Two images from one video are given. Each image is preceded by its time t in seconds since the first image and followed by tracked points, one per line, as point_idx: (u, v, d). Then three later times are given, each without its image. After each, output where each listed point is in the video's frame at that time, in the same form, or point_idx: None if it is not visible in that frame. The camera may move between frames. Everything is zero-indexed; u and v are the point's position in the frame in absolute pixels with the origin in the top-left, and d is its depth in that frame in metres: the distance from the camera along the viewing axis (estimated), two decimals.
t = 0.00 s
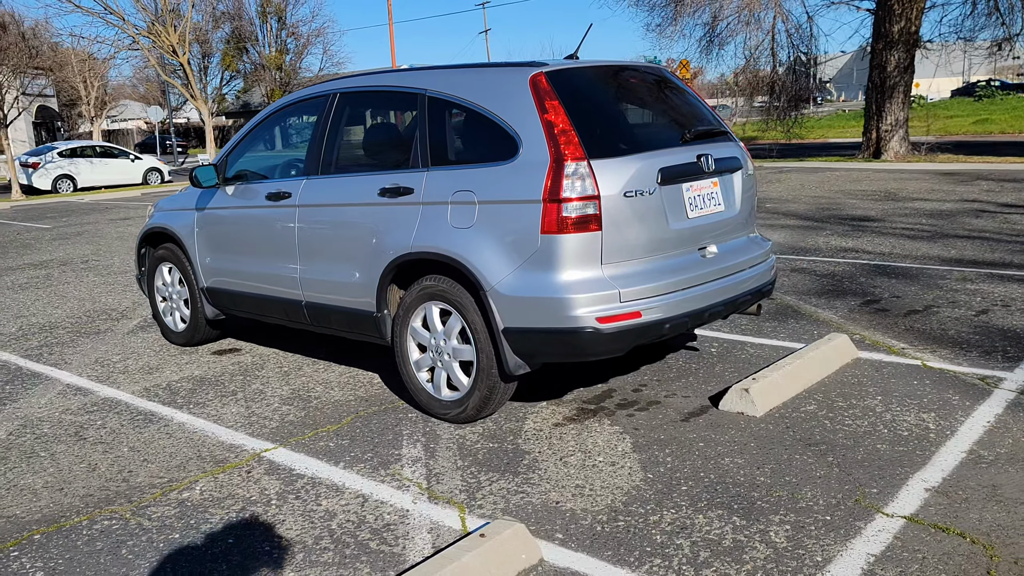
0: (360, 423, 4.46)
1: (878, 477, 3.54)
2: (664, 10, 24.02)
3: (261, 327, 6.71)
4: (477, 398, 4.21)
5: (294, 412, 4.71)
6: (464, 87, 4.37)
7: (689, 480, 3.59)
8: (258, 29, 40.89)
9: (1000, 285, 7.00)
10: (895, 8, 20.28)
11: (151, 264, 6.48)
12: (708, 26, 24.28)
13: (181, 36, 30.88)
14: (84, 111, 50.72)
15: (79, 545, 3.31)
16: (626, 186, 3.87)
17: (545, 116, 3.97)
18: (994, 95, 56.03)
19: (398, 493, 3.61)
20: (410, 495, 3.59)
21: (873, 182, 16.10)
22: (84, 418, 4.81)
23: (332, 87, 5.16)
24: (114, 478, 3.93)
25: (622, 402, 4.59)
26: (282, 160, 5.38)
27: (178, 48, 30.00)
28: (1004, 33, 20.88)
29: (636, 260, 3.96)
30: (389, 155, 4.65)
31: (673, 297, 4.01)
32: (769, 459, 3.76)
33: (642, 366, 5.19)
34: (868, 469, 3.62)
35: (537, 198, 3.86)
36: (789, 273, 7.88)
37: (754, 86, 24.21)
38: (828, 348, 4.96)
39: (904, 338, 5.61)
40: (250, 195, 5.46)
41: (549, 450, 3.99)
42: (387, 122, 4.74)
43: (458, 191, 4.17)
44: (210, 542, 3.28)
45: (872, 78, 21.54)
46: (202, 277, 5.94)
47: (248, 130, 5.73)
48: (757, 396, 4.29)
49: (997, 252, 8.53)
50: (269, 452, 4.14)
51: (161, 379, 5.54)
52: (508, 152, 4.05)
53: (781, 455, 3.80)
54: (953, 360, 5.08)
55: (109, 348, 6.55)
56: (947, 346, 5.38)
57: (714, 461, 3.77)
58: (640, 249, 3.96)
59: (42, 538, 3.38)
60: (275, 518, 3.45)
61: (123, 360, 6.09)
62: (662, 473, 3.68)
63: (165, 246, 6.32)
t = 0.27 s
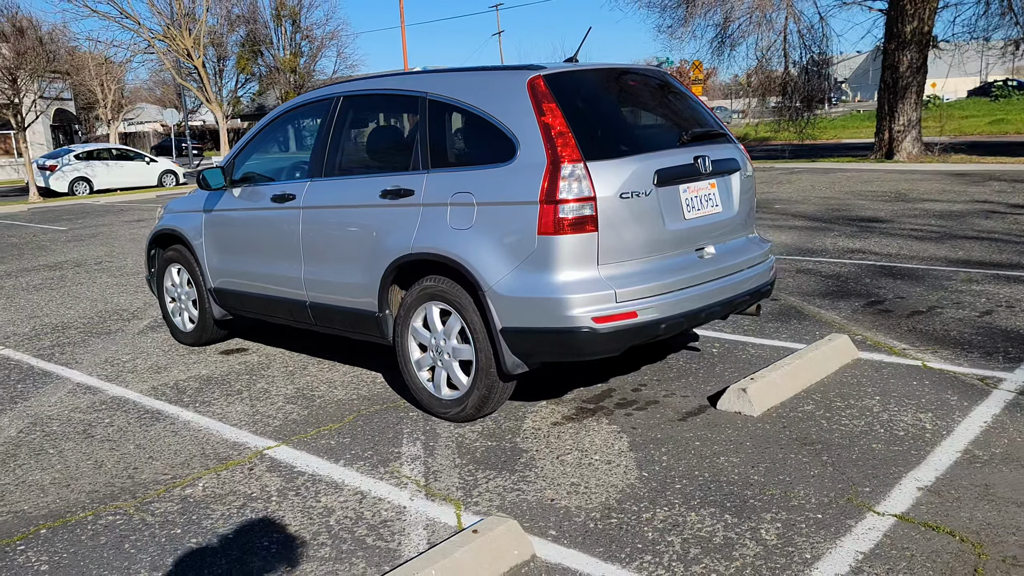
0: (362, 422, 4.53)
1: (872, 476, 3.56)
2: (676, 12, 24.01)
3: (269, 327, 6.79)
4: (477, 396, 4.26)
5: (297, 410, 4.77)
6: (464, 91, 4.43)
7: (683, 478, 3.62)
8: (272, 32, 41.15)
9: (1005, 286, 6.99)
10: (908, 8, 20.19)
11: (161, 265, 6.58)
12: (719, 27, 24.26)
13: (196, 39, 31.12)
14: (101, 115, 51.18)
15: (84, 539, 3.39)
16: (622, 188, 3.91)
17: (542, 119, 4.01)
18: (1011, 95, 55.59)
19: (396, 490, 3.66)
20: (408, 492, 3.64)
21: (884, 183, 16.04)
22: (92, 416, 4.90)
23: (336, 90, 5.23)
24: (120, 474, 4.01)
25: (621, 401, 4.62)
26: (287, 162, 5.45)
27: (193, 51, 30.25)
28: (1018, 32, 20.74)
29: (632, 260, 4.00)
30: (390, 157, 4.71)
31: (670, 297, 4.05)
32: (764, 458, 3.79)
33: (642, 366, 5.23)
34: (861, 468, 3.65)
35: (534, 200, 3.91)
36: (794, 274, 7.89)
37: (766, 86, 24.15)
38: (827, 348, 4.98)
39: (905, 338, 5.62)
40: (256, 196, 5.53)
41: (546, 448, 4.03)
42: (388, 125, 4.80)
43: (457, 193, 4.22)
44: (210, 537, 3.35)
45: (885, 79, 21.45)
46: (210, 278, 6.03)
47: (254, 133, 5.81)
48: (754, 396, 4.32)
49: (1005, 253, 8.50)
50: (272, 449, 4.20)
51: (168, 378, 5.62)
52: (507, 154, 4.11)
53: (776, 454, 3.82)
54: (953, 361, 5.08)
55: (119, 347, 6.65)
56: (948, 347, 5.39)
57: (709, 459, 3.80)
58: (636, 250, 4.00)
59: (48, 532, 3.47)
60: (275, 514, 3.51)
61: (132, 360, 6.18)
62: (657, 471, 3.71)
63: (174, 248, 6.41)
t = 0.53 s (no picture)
0: (377, 417, 4.64)
1: (874, 479, 3.59)
2: (707, 13, 23.90)
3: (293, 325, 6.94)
4: (488, 394, 4.35)
5: (315, 405, 4.90)
6: (479, 95, 4.52)
7: (687, 477, 3.68)
8: (306, 33, 41.62)
9: None
10: (943, 9, 19.91)
11: (189, 262, 6.76)
12: (751, 29, 24.11)
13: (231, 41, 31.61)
14: (139, 114, 52.14)
15: (106, 524, 3.54)
16: (631, 191, 3.98)
17: (554, 123, 4.10)
18: None
19: (405, 484, 3.77)
20: (416, 485, 3.74)
21: (916, 187, 15.87)
22: (119, 407, 5.07)
23: (357, 94, 5.36)
24: (143, 463, 4.16)
25: (631, 401, 4.69)
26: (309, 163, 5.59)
27: (228, 52, 30.74)
28: None
29: (641, 262, 4.06)
30: (408, 159, 4.82)
31: (678, 299, 4.11)
32: (768, 459, 3.83)
33: (655, 367, 5.28)
34: (865, 471, 3.67)
35: (544, 202, 3.99)
36: (815, 278, 7.88)
37: (798, 89, 23.95)
38: (839, 351, 5.00)
39: (921, 343, 5.61)
40: (279, 196, 5.68)
41: (554, 446, 4.11)
42: (406, 128, 4.91)
43: (471, 195, 4.32)
44: (225, 524, 3.47)
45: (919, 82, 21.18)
46: (235, 276, 6.19)
47: (279, 134, 5.96)
48: (762, 398, 4.36)
49: None
50: (288, 442, 4.33)
51: (193, 372, 5.79)
52: (519, 157, 4.20)
53: (781, 456, 3.86)
54: (968, 366, 5.07)
55: (148, 342, 6.84)
56: (964, 352, 5.37)
57: (713, 459, 3.85)
58: (644, 252, 4.06)
59: (72, 516, 3.62)
60: (288, 504, 3.63)
61: (160, 354, 6.37)
62: (661, 470, 3.77)
63: (201, 246, 6.59)
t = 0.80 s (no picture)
0: (397, 413, 4.75)
1: (885, 487, 3.60)
2: (745, 17, 23.75)
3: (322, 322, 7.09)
4: (505, 394, 4.44)
5: (338, 400, 5.03)
6: (503, 100, 4.61)
7: (697, 480, 3.73)
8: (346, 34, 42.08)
9: None
10: (987, 15, 19.56)
11: (223, 258, 6.94)
12: (790, 34, 23.90)
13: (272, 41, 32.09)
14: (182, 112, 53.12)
15: (134, 508, 3.68)
16: (648, 197, 4.04)
17: (574, 129, 4.17)
18: None
19: (421, 478, 3.86)
20: (432, 480, 3.84)
21: (954, 196, 15.63)
22: (152, 397, 5.24)
23: (386, 97, 5.47)
24: (171, 452, 4.31)
25: (648, 405, 4.74)
26: (338, 164, 5.72)
27: (269, 52, 31.22)
28: None
29: (658, 267, 4.11)
30: (433, 162, 4.92)
31: (694, 304, 4.15)
32: (780, 465, 3.86)
33: (674, 371, 5.32)
34: (876, 479, 3.69)
35: (563, 207, 4.06)
36: (843, 285, 7.84)
37: (837, 94, 23.68)
38: (859, 360, 4.99)
39: (945, 354, 5.58)
40: (310, 196, 5.82)
41: (568, 446, 4.18)
42: (432, 131, 5.02)
43: (492, 198, 4.41)
44: (247, 512, 3.60)
45: (961, 89, 20.83)
46: (266, 273, 6.35)
47: (311, 135, 6.11)
48: (778, 404, 4.38)
49: None
50: (311, 435, 4.46)
51: (223, 365, 5.95)
52: (540, 162, 4.27)
53: (793, 462, 3.89)
54: (991, 378, 5.03)
55: (182, 335, 7.04)
56: (988, 364, 5.32)
57: (725, 464, 3.90)
58: (661, 257, 4.11)
59: (103, 500, 3.77)
60: (307, 494, 3.75)
61: (193, 347, 6.55)
62: (673, 472, 3.82)
63: (235, 242, 6.76)
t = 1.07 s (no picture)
0: (424, 410, 4.84)
1: (906, 492, 3.60)
2: (786, 19, 23.51)
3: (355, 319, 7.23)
4: (529, 392, 4.51)
5: (368, 395, 5.14)
6: (532, 103, 4.68)
7: (717, 481, 3.76)
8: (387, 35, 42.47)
9: None
10: None
11: (260, 255, 7.10)
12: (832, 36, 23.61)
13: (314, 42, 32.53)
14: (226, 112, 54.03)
15: (168, 495, 3.82)
16: (673, 199, 4.08)
17: (601, 132, 4.22)
18: None
19: (445, 473, 3.95)
20: (455, 475, 3.92)
21: (999, 202, 15.33)
22: (189, 389, 5.40)
23: (419, 99, 5.57)
24: (205, 442, 4.45)
25: (671, 406, 4.77)
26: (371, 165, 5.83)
27: (311, 54, 31.65)
28: None
29: (682, 269, 4.15)
30: (463, 163, 5.01)
31: (717, 306, 4.18)
32: (800, 468, 3.87)
33: (700, 373, 5.34)
34: (897, 484, 3.68)
35: (588, 208, 4.12)
36: (877, 291, 7.76)
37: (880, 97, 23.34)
38: (887, 365, 4.97)
39: (977, 361, 5.52)
40: (343, 196, 5.95)
41: (590, 445, 4.23)
42: (462, 133, 5.10)
43: (520, 200, 4.48)
44: (275, 501, 3.71)
45: (1008, 92, 20.41)
46: (300, 270, 6.50)
47: (346, 136, 6.24)
48: (802, 408, 4.39)
49: None
50: (340, 429, 4.56)
51: (258, 359, 6.10)
52: (566, 164, 4.33)
53: (814, 465, 3.90)
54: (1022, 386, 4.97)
55: (219, 330, 7.22)
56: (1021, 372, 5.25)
57: (745, 465, 3.92)
58: (685, 260, 4.15)
59: (139, 486, 3.92)
60: (334, 485, 3.86)
61: (229, 341, 6.72)
62: (693, 472, 3.86)
63: (271, 240, 6.92)
